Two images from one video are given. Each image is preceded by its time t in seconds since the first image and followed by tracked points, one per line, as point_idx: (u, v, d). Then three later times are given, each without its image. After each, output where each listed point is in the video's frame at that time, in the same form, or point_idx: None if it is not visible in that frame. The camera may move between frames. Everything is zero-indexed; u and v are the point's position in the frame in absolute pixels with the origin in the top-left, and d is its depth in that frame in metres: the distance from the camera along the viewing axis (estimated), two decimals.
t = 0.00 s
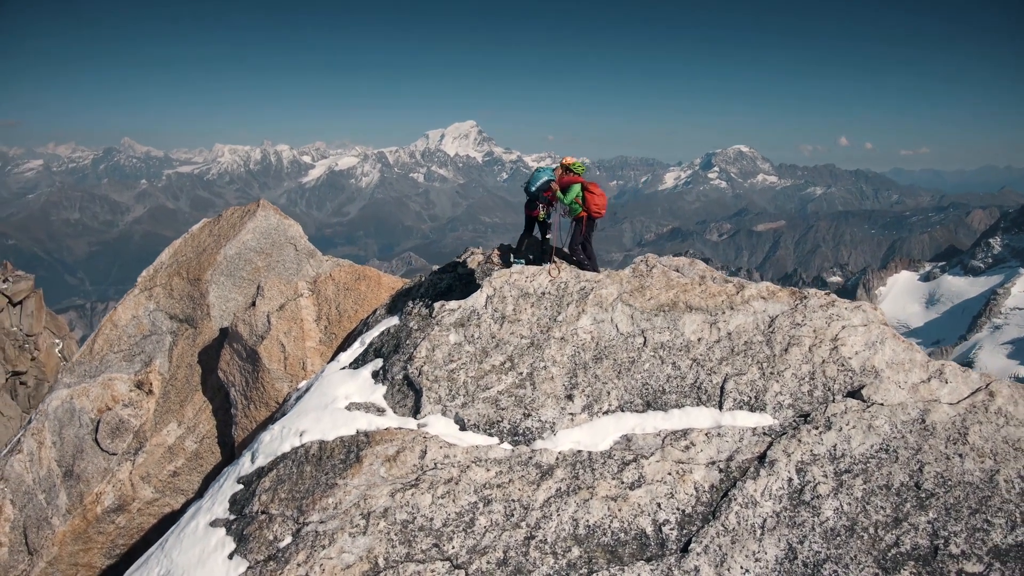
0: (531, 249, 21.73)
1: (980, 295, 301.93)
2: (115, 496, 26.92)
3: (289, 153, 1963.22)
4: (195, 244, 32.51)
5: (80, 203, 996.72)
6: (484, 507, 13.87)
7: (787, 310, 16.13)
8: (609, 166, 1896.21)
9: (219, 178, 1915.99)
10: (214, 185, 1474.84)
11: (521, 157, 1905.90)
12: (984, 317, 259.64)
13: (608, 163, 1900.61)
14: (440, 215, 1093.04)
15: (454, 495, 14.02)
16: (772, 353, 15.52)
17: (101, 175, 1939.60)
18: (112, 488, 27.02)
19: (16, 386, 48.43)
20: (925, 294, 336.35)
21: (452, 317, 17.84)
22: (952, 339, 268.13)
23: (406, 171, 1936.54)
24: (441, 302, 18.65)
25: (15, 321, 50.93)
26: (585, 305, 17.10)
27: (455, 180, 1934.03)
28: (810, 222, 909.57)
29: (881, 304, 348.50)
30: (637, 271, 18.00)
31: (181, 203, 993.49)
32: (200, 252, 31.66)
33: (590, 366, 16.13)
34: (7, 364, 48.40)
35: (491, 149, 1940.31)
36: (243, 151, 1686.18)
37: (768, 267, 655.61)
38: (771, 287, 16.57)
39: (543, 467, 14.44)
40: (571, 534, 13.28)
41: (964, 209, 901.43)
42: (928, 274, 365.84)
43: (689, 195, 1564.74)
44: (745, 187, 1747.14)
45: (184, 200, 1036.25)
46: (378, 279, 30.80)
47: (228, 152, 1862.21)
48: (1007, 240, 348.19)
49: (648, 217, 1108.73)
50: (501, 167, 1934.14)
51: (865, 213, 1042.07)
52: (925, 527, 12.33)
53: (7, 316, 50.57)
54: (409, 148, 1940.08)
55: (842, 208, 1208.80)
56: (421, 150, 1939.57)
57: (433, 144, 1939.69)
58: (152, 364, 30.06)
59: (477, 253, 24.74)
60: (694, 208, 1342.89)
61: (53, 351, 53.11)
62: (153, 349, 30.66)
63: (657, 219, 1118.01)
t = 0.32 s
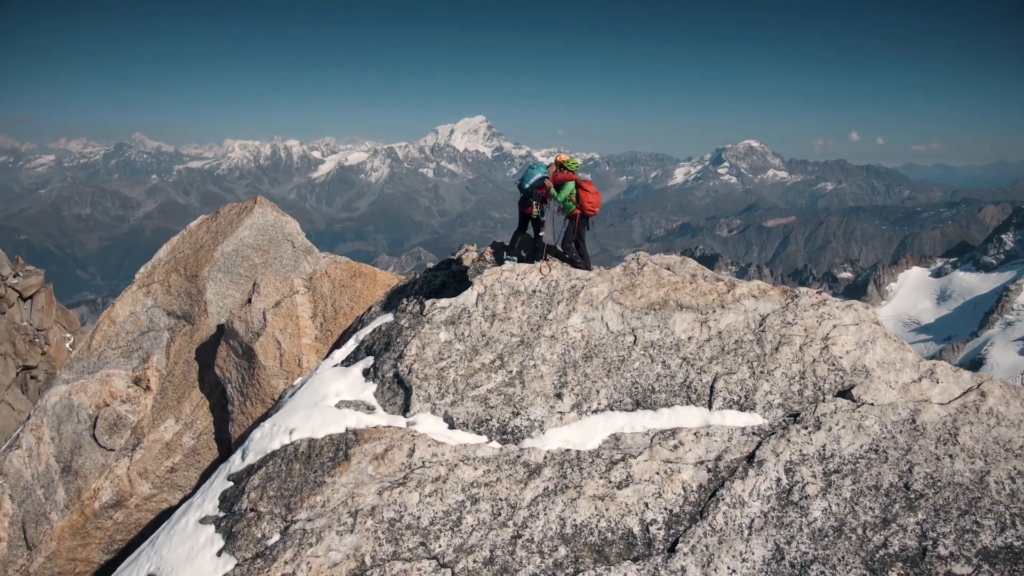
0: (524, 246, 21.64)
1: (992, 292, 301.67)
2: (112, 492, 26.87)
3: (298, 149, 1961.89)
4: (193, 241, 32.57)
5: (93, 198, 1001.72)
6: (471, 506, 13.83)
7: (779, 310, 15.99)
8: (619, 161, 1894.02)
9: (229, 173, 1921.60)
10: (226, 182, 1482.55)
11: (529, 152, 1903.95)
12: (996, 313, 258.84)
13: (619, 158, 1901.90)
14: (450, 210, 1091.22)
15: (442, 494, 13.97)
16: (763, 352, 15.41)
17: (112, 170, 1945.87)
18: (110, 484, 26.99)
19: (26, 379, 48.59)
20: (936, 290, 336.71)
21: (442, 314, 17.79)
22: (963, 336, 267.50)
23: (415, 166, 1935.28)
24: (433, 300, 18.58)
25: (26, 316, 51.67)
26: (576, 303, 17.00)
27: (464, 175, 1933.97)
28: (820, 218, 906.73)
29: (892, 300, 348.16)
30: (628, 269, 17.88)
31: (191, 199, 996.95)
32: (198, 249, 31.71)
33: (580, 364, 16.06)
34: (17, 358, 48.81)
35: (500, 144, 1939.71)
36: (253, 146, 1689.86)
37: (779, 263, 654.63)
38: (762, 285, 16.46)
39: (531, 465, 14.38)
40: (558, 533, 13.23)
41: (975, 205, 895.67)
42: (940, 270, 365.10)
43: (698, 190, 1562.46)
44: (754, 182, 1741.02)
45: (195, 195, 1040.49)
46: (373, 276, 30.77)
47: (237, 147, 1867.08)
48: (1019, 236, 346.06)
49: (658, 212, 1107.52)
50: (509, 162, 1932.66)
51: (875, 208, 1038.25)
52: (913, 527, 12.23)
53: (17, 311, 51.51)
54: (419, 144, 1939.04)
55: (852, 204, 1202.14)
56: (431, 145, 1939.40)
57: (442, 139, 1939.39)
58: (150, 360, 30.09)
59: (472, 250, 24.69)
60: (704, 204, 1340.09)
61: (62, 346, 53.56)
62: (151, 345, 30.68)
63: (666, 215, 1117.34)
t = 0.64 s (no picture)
0: (519, 244, 21.58)
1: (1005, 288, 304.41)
2: (112, 488, 26.94)
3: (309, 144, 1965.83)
4: (192, 238, 32.53)
5: (108, 193, 1006.50)
6: (459, 505, 13.78)
7: (770, 308, 15.89)
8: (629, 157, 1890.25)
9: (241, 168, 1926.96)
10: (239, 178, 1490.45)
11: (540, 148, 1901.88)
12: (1009, 310, 261.32)
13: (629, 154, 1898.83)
14: (462, 205, 1092.09)
15: (430, 493, 13.93)
16: (754, 351, 15.31)
17: (124, 165, 1955.25)
18: (109, 480, 27.05)
19: (38, 373, 55.41)
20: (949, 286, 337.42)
21: (434, 312, 17.71)
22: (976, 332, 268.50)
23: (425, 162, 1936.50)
24: (424, 298, 18.53)
25: (38, 311, 56.91)
26: (567, 302, 16.90)
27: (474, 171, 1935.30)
28: (832, 213, 903.84)
29: (903, 296, 347.38)
30: (620, 268, 17.77)
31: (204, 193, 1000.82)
32: (196, 246, 31.68)
33: (570, 363, 15.99)
34: (30, 353, 55.19)
35: (511, 139, 1939.72)
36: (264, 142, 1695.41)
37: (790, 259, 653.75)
38: (754, 285, 16.35)
39: (520, 465, 14.33)
40: (546, 533, 13.17)
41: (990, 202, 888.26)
42: (954, 265, 363.92)
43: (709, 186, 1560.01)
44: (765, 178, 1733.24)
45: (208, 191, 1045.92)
46: (370, 274, 30.77)
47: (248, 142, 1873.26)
48: None
49: (670, 207, 1107.34)
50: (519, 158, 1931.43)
51: (887, 204, 1033.70)
52: (903, 530, 12.10)
53: (29, 305, 56.61)
54: (429, 139, 1939.76)
55: (864, 200, 1195.37)
56: (441, 141, 1939.36)
57: (454, 134, 1939.21)
58: (148, 356, 30.14)
59: (466, 247, 24.64)
60: (715, 200, 1338.13)
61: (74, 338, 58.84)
62: (150, 342, 30.72)
63: (678, 210, 1116.55)
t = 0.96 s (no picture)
0: (512, 241, 21.54)
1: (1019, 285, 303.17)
2: (110, 483, 26.98)
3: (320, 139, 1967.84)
4: (191, 235, 32.51)
5: (122, 187, 1012.42)
6: (446, 504, 13.72)
7: (761, 308, 15.81)
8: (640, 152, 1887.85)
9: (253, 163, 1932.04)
10: (252, 173, 1496.54)
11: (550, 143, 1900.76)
12: None
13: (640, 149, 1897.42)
14: (475, 200, 1093.46)
15: (417, 492, 13.88)
16: (744, 352, 15.23)
17: (137, 160, 1963.81)
18: (107, 476, 27.08)
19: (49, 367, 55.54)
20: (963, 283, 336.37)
21: (425, 311, 17.70)
22: (989, 330, 267.75)
23: (437, 157, 1937.12)
24: (416, 297, 18.53)
25: (49, 305, 59.02)
26: (558, 301, 16.87)
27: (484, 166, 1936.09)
28: (845, 210, 899.33)
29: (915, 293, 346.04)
30: (610, 267, 17.78)
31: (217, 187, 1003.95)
32: (195, 243, 31.67)
33: (561, 363, 15.93)
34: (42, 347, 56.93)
35: (522, 135, 1939.15)
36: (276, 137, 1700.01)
37: (802, 255, 652.22)
38: (744, 284, 16.32)
39: (508, 465, 14.29)
40: (533, 533, 13.11)
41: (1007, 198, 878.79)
42: (967, 262, 361.83)
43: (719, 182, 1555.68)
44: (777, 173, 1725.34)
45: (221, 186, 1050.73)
46: (366, 272, 30.80)
47: (261, 137, 1882.55)
48: None
49: (681, 202, 1105.17)
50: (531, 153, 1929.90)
51: (900, 198, 1027.27)
52: (890, 531, 12.03)
53: (41, 300, 58.62)
54: (440, 135, 1939.63)
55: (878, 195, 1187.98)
56: (452, 136, 1939.47)
57: (464, 130, 1940.22)
58: (147, 353, 30.18)
59: (462, 245, 24.70)
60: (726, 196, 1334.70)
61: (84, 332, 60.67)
62: (149, 339, 30.71)
63: (690, 205, 1115.02)
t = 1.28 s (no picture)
0: (509, 239, 21.50)
1: None
2: (112, 479, 27.12)
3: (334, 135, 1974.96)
4: (193, 232, 32.63)
5: (138, 182, 1016.12)
6: (436, 503, 13.70)
7: (754, 308, 15.76)
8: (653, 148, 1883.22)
9: (267, 159, 1940.58)
10: (268, 168, 1504.65)
11: (563, 139, 1899.35)
12: None
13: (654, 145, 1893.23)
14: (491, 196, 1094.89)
15: (408, 491, 13.85)
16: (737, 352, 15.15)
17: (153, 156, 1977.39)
18: (110, 471, 27.21)
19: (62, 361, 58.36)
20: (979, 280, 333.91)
21: (419, 310, 17.68)
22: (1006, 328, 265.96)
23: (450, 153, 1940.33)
24: (411, 295, 18.54)
25: (64, 301, 60.90)
26: (551, 300, 16.83)
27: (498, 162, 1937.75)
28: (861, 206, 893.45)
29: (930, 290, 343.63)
30: (605, 266, 17.78)
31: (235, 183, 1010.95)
32: (197, 240, 31.82)
33: (553, 362, 15.90)
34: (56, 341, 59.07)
35: (536, 130, 1939.08)
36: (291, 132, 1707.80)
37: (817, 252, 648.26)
38: (739, 284, 16.24)
39: (498, 464, 14.29)
40: (522, 533, 13.08)
41: None
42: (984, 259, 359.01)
43: (733, 177, 1547.09)
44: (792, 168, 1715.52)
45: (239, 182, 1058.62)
46: (366, 269, 30.80)
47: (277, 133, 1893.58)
48: None
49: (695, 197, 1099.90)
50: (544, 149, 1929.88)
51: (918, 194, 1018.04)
52: (882, 534, 11.92)
53: (56, 295, 60.42)
54: (453, 130, 1940.87)
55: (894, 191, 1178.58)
56: (466, 132, 1940.22)
57: (478, 126, 1939.48)
58: (149, 350, 30.34)
59: (459, 243, 24.72)
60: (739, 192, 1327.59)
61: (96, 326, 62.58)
62: (151, 335, 30.90)
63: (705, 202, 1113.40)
